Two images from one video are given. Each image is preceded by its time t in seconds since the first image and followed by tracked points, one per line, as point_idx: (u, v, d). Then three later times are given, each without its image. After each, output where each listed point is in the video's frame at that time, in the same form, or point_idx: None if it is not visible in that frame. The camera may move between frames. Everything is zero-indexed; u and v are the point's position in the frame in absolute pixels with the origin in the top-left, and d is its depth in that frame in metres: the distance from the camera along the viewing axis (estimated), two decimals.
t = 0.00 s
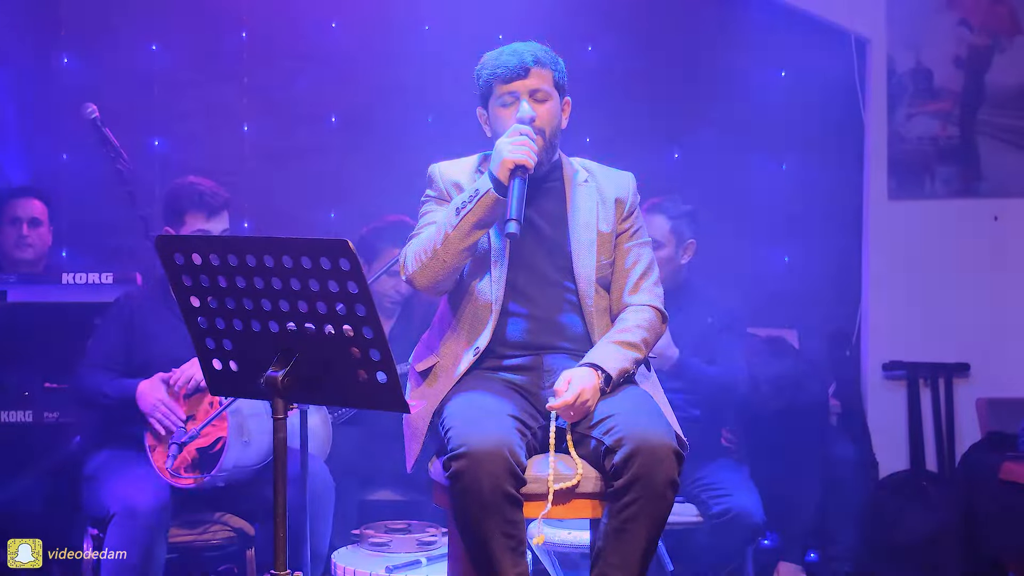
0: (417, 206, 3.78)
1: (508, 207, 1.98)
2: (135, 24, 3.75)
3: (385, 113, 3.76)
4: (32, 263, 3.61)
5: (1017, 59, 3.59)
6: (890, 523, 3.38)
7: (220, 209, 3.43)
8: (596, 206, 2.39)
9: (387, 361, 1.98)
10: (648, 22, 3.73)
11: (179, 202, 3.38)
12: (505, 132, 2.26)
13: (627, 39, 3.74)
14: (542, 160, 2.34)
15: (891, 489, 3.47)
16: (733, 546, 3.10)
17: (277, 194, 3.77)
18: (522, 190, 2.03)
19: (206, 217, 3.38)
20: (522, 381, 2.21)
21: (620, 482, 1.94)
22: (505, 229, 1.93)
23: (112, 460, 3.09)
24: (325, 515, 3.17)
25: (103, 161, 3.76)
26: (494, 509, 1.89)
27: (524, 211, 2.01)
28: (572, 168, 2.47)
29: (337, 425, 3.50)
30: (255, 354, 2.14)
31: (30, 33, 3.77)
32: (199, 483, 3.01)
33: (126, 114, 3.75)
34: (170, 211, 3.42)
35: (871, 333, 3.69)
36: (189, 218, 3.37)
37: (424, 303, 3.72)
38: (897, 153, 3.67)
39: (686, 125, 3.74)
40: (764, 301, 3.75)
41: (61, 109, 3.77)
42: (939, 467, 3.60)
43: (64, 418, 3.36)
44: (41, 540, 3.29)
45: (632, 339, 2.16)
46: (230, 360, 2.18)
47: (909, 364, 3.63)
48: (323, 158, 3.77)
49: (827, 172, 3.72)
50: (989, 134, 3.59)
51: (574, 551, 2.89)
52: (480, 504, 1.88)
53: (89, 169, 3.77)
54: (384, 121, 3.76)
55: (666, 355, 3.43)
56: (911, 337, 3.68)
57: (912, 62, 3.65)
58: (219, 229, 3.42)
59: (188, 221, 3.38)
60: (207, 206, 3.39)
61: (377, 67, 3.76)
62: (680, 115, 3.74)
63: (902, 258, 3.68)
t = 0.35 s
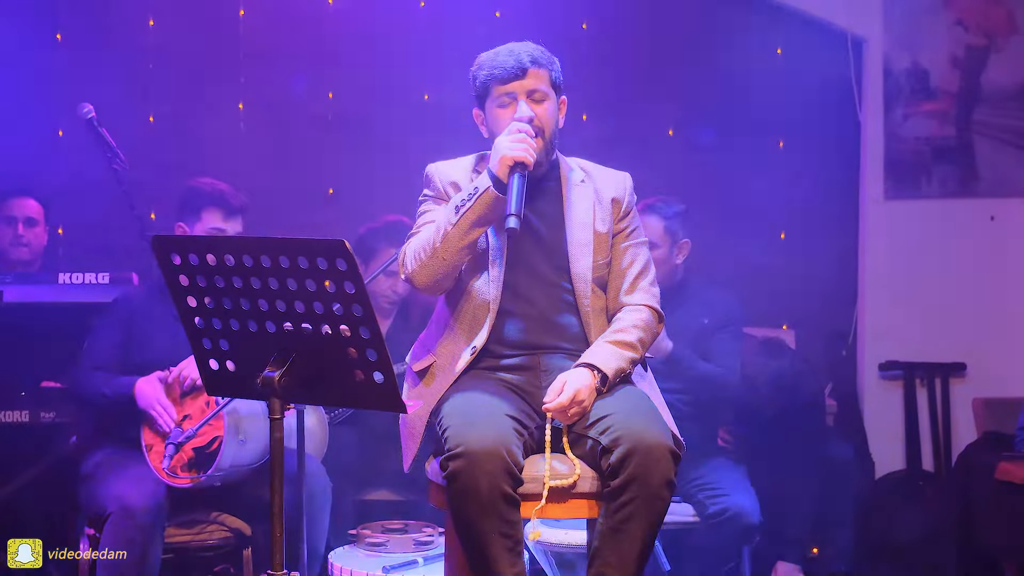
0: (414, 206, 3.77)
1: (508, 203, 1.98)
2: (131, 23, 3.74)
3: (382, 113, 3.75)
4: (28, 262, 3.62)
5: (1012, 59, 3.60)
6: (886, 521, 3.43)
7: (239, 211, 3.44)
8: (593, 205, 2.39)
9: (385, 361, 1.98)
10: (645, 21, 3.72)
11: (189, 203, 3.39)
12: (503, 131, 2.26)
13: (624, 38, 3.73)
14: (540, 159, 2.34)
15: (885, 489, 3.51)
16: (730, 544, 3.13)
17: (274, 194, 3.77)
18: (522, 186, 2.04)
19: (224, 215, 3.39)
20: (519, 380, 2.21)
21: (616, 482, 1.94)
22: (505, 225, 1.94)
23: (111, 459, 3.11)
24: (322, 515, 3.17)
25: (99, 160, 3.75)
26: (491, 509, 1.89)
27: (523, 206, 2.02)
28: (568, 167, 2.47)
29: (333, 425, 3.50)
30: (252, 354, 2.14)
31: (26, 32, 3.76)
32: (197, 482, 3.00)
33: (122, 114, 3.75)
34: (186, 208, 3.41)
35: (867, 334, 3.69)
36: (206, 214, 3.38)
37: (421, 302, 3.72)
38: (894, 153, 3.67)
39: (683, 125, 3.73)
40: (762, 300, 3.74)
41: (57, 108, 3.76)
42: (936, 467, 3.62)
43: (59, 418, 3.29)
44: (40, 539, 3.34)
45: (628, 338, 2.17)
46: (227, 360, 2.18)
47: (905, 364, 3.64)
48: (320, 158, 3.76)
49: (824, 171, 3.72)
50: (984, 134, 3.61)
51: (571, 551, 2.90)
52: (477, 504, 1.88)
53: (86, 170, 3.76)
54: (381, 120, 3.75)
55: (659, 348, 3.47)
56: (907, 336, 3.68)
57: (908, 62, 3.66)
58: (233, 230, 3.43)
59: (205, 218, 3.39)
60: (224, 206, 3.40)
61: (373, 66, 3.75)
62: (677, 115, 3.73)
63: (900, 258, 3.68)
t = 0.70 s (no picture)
0: (410, 205, 3.77)
1: (502, 203, 1.99)
2: (127, 24, 3.74)
3: (379, 112, 3.75)
4: (23, 262, 3.62)
5: (1008, 59, 3.64)
6: (882, 519, 3.50)
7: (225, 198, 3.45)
8: (589, 206, 2.39)
9: (381, 361, 1.98)
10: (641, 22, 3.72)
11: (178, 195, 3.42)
12: (497, 130, 2.26)
13: (620, 38, 3.72)
14: (536, 159, 2.34)
15: (881, 488, 3.58)
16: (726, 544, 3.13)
17: (269, 193, 3.75)
18: (517, 187, 2.06)
19: (207, 204, 3.40)
20: (515, 381, 2.21)
21: (612, 482, 1.94)
22: (499, 224, 1.93)
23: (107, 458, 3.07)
24: (317, 514, 3.17)
25: (94, 160, 3.74)
26: (488, 510, 1.89)
27: (517, 206, 2.02)
28: (563, 167, 2.47)
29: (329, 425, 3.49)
30: (248, 354, 2.15)
31: (20, 31, 3.75)
32: (195, 483, 3.00)
33: (117, 114, 3.73)
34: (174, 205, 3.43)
35: (864, 334, 3.74)
36: (190, 206, 3.39)
37: (417, 302, 3.72)
38: (890, 154, 3.72)
39: (680, 124, 3.72)
40: (760, 301, 3.71)
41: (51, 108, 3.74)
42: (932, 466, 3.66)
43: (56, 418, 3.23)
44: (40, 540, 3.37)
45: (624, 339, 2.17)
46: (223, 360, 2.18)
47: (902, 364, 3.68)
48: (316, 158, 3.76)
49: (821, 171, 3.72)
50: (979, 133, 3.64)
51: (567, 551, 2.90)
52: (473, 504, 1.89)
53: (81, 170, 3.74)
54: (378, 121, 3.75)
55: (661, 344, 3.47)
56: (902, 336, 3.72)
57: (904, 61, 3.70)
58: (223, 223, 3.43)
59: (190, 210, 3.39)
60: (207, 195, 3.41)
61: (370, 66, 3.75)
62: (674, 115, 3.72)
63: (896, 260, 3.73)
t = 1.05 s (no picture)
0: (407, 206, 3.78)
1: (499, 203, 1.99)
2: (123, 24, 3.73)
3: (376, 112, 3.76)
4: (19, 262, 3.62)
5: (1003, 60, 3.66)
6: (878, 517, 3.48)
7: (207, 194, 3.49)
8: (584, 206, 2.39)
9: (378, 361, 1.98)
10: (638, 22, 3.71)
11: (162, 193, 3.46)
12: (494, 132, 2.27)
13: (616, 38, 3.72)
14: (532, 159, 2.35)
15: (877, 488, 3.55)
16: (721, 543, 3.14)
17: (266, 193, 3.74)
18: (513, 186, 2.05)
19: (193, 200, 3.45)
20: (511, 381, 2.22)
21: (607, 482, 1.94)
22: (497, 223, 1.94)
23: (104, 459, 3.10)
24: (314, 514, 3.19)
25: (90, 160, 3.73)
26: (485, 509, 1.89)
27: (514, 206, 2.02)
28: (559, 167, 2.47)
29: (325, 425, 3.49)
30: (244, 354, 2.15)
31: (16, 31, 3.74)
32: (191, 483, 3.02)
33: (113, 114, 3.72)
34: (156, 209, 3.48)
35: (859, 334, 3.73)
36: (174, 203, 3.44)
37: (413, 302, 3.72)
38: (886, 154, 3.73)
39: (677, 125, 3.72)
40: (757, 301, 3.71)
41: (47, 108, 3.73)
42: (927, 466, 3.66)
43: (53, 418, 3.29)
44: (40, 540, 3.32)
45: (619, 338, 2.17)
46: (220, 361, 2.18)
47: (898, 364, 3.68)
48: (312, 159, 3.76)
49: (817, 172, 3.72)
50: (976, 134, 3.65)
51: (563, 551, 2.90)
52: (470, 504, 1.89)
53: (77, 169, 3.73)
54: (375, 121, 3.76)
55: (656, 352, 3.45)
56: (895, 335, 3.73)
57: (900, 62, 3.71)
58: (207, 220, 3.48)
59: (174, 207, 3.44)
60: (190, 191, 3.46)
61: (367, 67, 3.75)
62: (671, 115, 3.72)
63: (892, 259, 3.74)
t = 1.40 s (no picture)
0: (403, 206, 3.78)
1: (495, 203, 1.99)
2: (120, 25, 3.73)
3: (373, 112, 3.75)
4: (14, 266, 3.56)
5: (999, 60, 3.67)
6: (875, 518, 3.51)
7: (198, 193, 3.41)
8: (581, 206, 2.40)
9: (374, 362, 1.99)
10: (634, 23, 3.72)
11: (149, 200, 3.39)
12: (490, 131, 2.27)
13: (612, 38, 3.71)
14: (528, 159, 2.35)
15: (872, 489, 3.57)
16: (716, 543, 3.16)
17: (262, 194, 3.75)
18: (509, 185, 2.04)
19: (185, 199, 3.37)
20: (509, 382, 2.23)
21: (601, 482, 1.95)
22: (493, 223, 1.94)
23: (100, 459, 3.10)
24: (310, 515, 3.18)
25: (88, 161, 3.73)
26: (484, 510, 1.90)
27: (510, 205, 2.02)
28: (555, 168, 2.48)
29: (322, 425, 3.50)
30: (242, 354, 2.15)
31: (14, 33, 3.75)
32: (187, 483, 2.99)
33: (111, 115, 3.73)
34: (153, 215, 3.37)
35: (855, 335, 3.75)
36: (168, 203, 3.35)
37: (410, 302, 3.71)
38: (881, 155, 3.74)
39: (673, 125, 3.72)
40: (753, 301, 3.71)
41: (45, 110, 3.74)
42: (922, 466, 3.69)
43: (51, 419, 3.31)
44: (41, 540, 3.33)
45: (614, 339, 2.18)
46: (217, 362, 2.19)
47: (893, 364, 3.70)
48: (309, 160, 3.76)
49: (814, 173, 3.73)
50: (971, 135, 3.68)
51: (560, 551, 2.90)
52: (470, 504, 1.89)
53: (75, 169, 3.74)
54: (372, 120, 3.76)
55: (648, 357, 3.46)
56: (891, 335, 3.74)
57: (896, 63, 3.72)
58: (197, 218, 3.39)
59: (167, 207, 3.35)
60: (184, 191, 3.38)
61: (364, 66, 3.75)
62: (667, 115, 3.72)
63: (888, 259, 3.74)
